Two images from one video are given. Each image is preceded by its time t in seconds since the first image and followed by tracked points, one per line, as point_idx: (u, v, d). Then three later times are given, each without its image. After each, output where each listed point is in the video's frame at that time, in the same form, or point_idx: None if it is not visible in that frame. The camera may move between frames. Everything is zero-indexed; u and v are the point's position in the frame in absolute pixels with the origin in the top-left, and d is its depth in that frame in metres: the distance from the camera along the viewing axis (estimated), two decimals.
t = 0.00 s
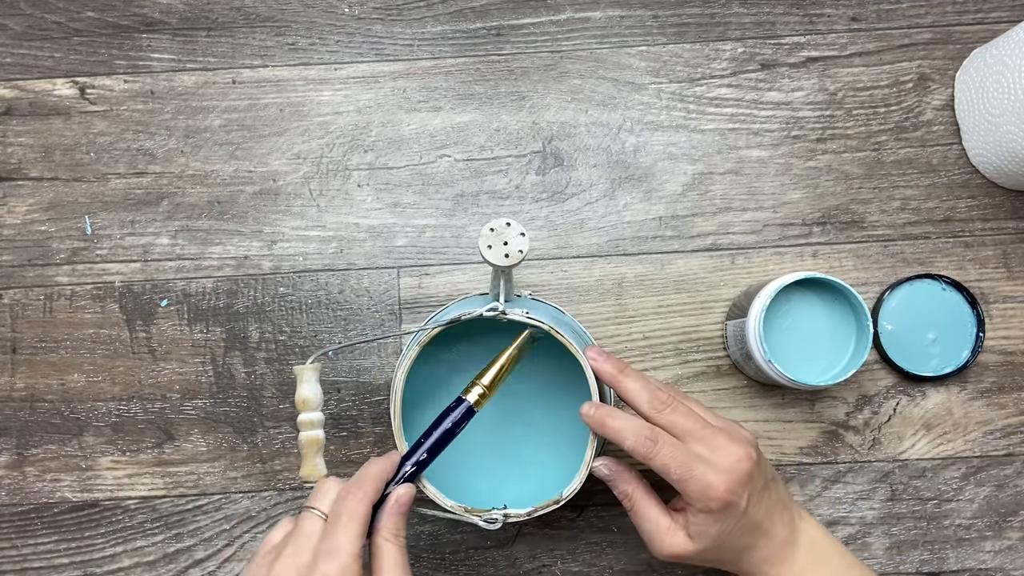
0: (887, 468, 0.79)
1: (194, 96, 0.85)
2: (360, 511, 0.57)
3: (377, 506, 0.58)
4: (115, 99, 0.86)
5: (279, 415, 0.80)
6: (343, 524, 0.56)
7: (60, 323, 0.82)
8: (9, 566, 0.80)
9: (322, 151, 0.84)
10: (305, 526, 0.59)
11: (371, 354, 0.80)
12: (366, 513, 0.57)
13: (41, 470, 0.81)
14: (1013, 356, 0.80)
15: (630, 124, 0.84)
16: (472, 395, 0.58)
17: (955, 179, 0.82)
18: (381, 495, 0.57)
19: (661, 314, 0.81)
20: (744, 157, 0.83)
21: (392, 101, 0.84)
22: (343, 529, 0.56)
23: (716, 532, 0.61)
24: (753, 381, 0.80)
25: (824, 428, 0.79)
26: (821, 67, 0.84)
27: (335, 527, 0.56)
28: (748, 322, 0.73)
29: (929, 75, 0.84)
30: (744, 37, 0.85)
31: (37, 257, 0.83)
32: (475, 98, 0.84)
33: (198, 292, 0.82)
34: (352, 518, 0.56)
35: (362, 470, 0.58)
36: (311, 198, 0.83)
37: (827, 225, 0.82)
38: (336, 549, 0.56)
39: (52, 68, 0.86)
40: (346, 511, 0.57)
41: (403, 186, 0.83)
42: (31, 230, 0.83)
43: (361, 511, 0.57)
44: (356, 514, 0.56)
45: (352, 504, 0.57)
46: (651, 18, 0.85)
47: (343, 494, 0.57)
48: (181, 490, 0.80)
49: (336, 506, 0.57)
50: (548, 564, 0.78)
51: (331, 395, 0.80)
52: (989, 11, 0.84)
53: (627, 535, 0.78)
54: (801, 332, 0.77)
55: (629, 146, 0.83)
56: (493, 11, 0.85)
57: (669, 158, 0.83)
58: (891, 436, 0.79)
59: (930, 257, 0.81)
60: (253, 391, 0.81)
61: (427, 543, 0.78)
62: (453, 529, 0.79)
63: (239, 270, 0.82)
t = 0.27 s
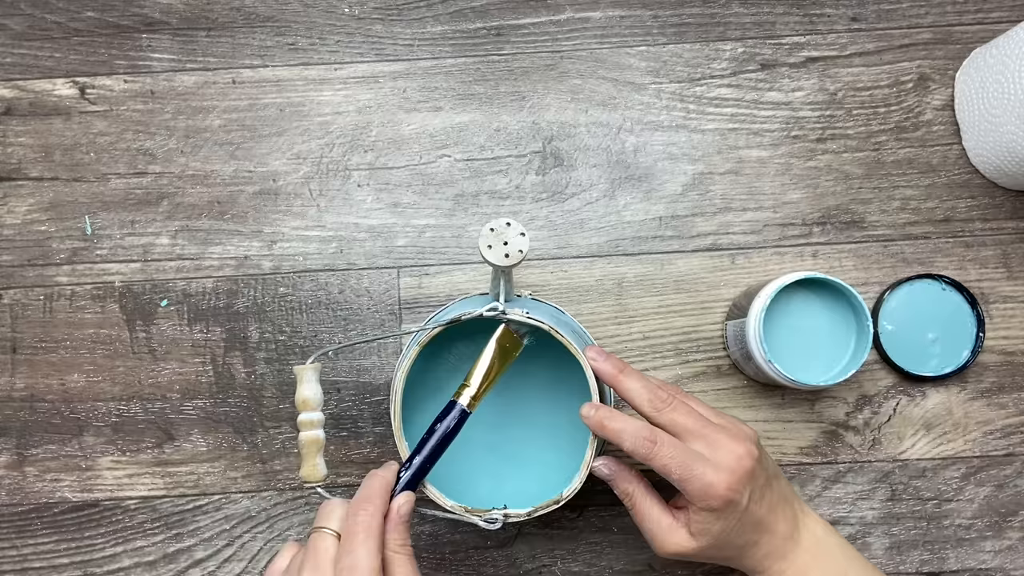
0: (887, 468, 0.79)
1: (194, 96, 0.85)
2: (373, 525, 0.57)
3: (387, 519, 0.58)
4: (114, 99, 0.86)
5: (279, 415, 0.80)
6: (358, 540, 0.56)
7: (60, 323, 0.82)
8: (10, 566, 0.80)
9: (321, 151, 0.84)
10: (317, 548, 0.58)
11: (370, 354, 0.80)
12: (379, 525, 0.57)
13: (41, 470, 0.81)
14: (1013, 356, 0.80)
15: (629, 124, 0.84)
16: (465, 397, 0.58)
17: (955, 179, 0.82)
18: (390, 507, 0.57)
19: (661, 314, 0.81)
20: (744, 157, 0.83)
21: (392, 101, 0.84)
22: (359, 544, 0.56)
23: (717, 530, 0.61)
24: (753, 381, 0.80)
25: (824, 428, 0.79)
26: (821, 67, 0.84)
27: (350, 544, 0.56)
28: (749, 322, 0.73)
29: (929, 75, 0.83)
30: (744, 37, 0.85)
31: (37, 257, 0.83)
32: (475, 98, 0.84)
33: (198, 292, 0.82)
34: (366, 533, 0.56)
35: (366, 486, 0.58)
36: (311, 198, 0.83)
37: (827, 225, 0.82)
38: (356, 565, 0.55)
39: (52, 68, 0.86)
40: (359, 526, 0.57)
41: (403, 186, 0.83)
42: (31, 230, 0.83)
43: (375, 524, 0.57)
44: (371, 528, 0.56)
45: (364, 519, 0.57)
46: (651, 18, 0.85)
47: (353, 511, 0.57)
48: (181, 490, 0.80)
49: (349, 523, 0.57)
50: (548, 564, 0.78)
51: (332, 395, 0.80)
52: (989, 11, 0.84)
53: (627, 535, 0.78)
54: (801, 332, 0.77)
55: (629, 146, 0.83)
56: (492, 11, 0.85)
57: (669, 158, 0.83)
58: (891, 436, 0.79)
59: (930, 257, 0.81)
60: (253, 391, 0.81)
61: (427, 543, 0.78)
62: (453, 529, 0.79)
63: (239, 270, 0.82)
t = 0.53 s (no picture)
0: (887, 468, 0.79)
1: (194, 96, 0.85)
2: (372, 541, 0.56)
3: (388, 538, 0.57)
4: (114, 99, 0.86)
5: (279, 415, 0.80)
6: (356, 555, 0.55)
7: (60, 323, 0.82)
8: (10, 566, 0.80)
9: (322, 151, 0.84)
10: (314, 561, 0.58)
11: (371, 354, 0.80)
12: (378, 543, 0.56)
13: (41, 470, 0.81)
14: (1013, 356, 0.80)
15: (629, 124, 0.84)
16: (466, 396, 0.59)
17: (955, 179, 0.82)
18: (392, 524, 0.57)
19: (661, 315, 0.81)
20: (744, 157, 0.83)
21: (392, 101, 0.84)
22: (357, 560, 0.55)
23: (716, 528, 0.61)
24: (753, 381, 0.80)
25: (824, 428, 0.79)
26: (821, 67, 0.84)
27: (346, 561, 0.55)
28: (749, 322, 0.73)
29: (929, 75, 0.83)
30: (744, 37, 0.85)
31: (37, 257, 0.83)
32: (475, 98, 0.84)
33: (198, 292, 0.82)
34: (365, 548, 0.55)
35: (368, 504, 0.57)
36: (311, 198, 0.83)
37: (827, 225, 0.82)
38: None
39: (52, 68, 0.86)
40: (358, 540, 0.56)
41: (403, 186, 0.83)
42: (31, 230, 0.83)
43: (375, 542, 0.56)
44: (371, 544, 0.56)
45: (364, 535, 0.56)
46: (651, 18, 0.85)
47: (354, 527, 0.57)
48: (181, 491, 0.80)
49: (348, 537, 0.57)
50: (548, 564, 0.78)
51: (332, 395, 0.80)
52: (989, 11, 0.84)
53: (627, 535, 0.78)
54: (801, 333, 0.77)
55: (629, 146, 0.83)
56: (492, 11, 0.85)
57: (669, 158, 0.83)
58: (891, 436, 0.79)
59: (930, 257, 0.81)
60: (253, 391, 0.81)
61: (427, 543, 0.78)
62: (453, 529, 0.79)
63: (239, 270, 0.82)
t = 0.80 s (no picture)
0: (887, 468, 0.79)
1: (194, 96, 0.85)
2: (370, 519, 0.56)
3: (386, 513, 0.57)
4: (114, 99, 0.86)
5: (279, 415, 0.80)
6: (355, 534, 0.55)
7: (60, 323, 0.82)
8: (10, 566, 0.80)
9: (321, 151, 0.84)
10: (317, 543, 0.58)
11: (371, 354, 0.80)
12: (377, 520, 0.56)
13: (40, 470, 0.81)
14: (1013, 356, 0.80)
15: (629, 124, 0.84)
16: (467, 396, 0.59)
17: (955, 179, 0.82)
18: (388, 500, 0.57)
19: (661, 315, 0.81)
20: (744, 157, 0.83)
21: (392, 101, 0.84)
22: (356, 540, 0.55)
23: (716, 528, 0.61)
24: (752, 381, 0.80)
25: (824, 428, 0.79)
26: (821, 67, 0.84)
27: (346, 537, 0.55)
28: (749, 322, 0.73)
29: (929, 75, 0.83)
30: (744, 37, 0.85)
31: (37, 257, 0.83)
32: (475, 98, 0.84)
33: (198, 292, 0.82)
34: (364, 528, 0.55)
35: (366, 479, 0.57)
36: (311, 198, 0.83)
37: (827, 225, 0.82)
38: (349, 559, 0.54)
39: (52, 68, 0.86)
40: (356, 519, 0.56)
41: (403, 186, 0.83)
42: (31, 230, 0.83)
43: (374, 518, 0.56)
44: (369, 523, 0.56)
45: (362, 513, 0.56)
46: (651, 18, 0.85)
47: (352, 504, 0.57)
48: (181, 490, 0.80)
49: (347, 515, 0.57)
50: (548, 564, 0.78)
51: (332, 395, 0.80)
52: (989, 11, 0.84)
53: (627, 535, 0.78)
54: (801, 333, 0.77)
55: (629, 146, 0.83)
56: (492, 11, 0.85)
57: (669, 158, 0.83)
58: (891, 436, 0.79)
59: (930, 257, 0.81)
60: (253, 391, 0.81)
61: (427, 543, 0.78)
62: (453, 529, 0.79)
63: (239, 270, 0.82)
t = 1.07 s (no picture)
0: (887, 468, 0.79)
1: (194, 96, 0.85)
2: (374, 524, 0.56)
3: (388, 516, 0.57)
4: (114, 99, 0.86)
5: (279, 415, 0.80)
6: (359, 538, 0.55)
7: (60, 323, 0.82)
8: (10, 566, 0.80)
9: (321, 151, 0.84)
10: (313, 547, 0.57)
11: (371, 354, 0.80)
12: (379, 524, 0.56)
13: (40, 470, 0.81)
14: (1013, 356, 0.80)
15: (629, 124, 0.84)
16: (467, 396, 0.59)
17: (955, 179, 0.82)
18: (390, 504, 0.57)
19: (661, 315, 0.81)
20: (744, 157, 0.83)
21: (392, 101, 0.84)
22: (360, 545, 0.55)
23: (716, 527, 0.61)
24: (752, 381, 0.80)
25: (824, 428, 0.79)
26: (821, 67, 0.84)
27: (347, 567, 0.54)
28: (749, 322, 0.73)
29: (929, 75, 0.83)
30: (744, 37, 0.85)
31: (37, 257, 0.83)
32: (475, 98, 0.84)
33: (198, 292, 0.82)
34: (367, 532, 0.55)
35: (367, 483, 0.57)
36: (311, 198, 0.83)
37: (827, 225, 0.82)
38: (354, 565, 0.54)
39: (52, 68, 0.86)
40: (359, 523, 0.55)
41: (403, 185, 0.83)
42: (31, 230, 0.83)
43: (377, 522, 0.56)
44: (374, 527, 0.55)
45: (366, 518, 0.56)
46: (651, 18, 0.85)
47: (354, 510, 0.56)
48: (181, 490, 0.80)
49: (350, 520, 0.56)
50: (548, 564, 0.78)
51: (331, 395, 0.80)
52: (989, 11, 0.84)
53: (627, 535, 0.78)
54: (801, 333, 0.77)
55: (629, 146, 0.83)
56: (492, 11, 0.85)
57: (669, 158, 0.83)
58: (891, 436, 0.79)
59: (930, 257, 0.81)
60: (253, 391, 0.81)
61: (427, 543, 0.78)
62: (453, 528, 0.79)
63: (239, 270, 0.82)
